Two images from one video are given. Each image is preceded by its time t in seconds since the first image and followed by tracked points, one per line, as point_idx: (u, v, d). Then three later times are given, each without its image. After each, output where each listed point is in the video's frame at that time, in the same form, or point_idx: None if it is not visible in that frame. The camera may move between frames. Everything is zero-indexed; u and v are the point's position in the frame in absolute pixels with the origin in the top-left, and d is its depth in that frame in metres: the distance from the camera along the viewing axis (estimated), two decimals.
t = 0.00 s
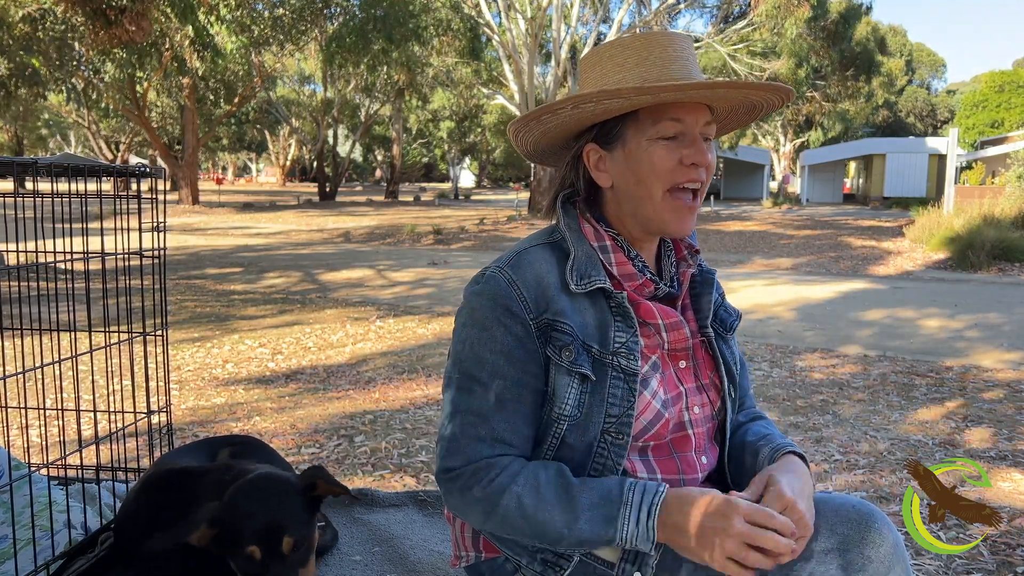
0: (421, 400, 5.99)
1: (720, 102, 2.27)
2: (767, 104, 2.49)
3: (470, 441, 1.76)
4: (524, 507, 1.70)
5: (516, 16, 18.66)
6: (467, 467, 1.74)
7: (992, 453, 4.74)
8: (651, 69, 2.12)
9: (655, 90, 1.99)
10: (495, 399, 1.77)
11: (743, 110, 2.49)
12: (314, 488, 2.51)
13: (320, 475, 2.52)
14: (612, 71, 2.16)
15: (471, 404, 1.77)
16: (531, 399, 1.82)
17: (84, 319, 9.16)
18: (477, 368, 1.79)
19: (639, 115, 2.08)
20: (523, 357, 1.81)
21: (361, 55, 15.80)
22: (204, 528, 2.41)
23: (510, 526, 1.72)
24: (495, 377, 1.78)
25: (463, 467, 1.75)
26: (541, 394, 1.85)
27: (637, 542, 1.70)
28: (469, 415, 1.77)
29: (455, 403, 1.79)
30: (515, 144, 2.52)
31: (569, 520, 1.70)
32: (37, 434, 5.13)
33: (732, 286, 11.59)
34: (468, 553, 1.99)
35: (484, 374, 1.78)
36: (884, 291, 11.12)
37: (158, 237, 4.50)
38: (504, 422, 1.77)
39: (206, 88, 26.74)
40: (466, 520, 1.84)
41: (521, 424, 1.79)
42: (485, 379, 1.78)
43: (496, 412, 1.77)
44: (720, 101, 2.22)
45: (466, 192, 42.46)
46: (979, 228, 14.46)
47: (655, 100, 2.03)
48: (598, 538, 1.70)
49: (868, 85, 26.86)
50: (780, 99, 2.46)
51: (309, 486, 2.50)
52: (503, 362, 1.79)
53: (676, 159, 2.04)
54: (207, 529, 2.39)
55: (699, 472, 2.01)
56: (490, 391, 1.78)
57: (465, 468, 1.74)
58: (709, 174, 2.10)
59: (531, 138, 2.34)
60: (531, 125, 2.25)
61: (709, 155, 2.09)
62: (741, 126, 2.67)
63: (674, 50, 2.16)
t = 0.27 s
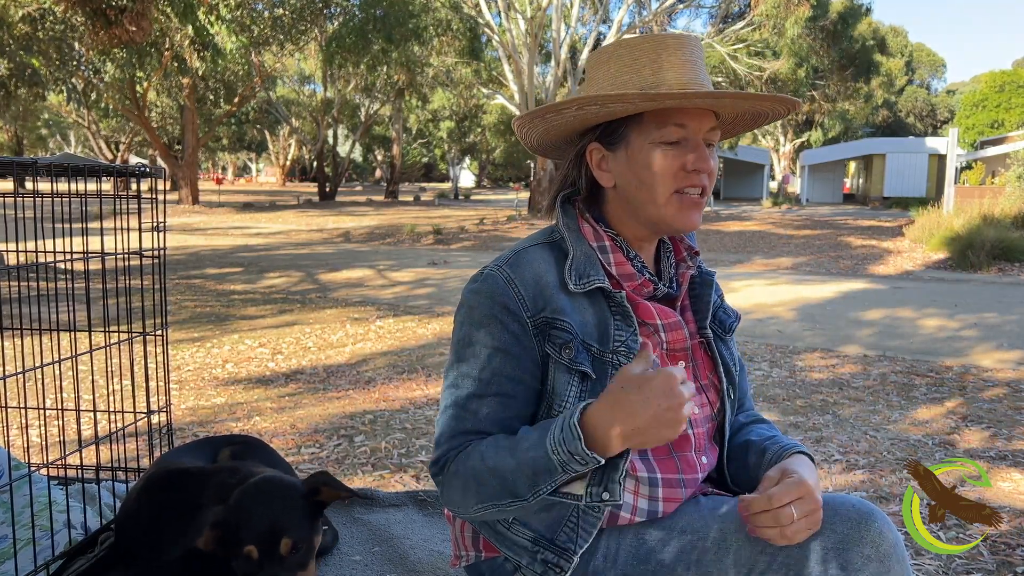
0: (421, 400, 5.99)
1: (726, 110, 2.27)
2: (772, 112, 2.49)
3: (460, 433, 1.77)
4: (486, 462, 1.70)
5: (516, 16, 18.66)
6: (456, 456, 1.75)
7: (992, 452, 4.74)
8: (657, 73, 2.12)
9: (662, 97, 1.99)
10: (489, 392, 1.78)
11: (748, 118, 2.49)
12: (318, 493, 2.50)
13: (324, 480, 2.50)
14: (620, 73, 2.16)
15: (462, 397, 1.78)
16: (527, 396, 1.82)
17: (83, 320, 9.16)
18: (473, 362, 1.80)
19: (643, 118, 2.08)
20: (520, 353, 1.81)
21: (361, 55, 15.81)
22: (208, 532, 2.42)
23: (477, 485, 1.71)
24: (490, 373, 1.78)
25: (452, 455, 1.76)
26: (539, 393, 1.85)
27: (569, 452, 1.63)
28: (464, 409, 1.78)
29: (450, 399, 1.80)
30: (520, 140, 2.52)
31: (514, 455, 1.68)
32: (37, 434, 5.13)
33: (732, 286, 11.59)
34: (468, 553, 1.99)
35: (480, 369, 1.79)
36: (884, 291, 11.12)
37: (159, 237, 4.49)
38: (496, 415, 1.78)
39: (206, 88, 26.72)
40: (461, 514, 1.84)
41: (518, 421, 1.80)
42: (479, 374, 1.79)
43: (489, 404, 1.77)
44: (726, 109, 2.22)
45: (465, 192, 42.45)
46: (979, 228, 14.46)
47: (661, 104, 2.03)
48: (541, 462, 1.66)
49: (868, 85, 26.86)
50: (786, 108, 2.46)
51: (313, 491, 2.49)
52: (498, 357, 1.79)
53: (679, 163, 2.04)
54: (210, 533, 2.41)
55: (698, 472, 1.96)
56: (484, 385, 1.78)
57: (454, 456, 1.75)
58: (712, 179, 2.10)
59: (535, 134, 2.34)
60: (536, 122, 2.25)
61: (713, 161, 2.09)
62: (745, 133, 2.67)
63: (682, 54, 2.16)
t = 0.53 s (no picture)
0: (421, 400, 5.98)
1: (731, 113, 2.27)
2: (777, 117, 2.49)
3: (460, 434, 1.77)
4: (480, 456, 1.70)
5: (516, 16, 18.66)
6: (451, 456, 1.75)
7: (992, 452, 4.74)
8: (661, 75, 2.12)
9: (665, 100, 1.99)
10: (486, 394, 1.78)
11: (753, 122, 2.49)
12: (321, 490, 2.52)
13: (327, 478, 2.53)
14: (624, 74, 2.16)
15: (463, 397, 1.78)
16: (526, 397, 1.82)
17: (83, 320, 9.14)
18: (471, 362, 1.80)
19: (646, 120, 2.08)
20: (517, 355, 1.82)
21: (360, 55, 15.81)
22: (211, 526, 2.37)
23: (469, 481, 1.71)
24: (487, 373, 1.79)
25: (448, 456, 1.76)
26: (536, 393, 1.86)
27: (547, 434, 1.62)
28: (460, 410, 1.78)
29: (446, 401, 1.81)
30: (523, 138, 2.52)
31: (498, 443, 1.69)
32: (36, 434, 5.12)
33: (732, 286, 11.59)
34: (467, 553, 1.99)
35: (477, 370, 1.79)
36: (884, 291, 11.11)
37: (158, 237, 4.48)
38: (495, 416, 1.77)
39: (206, 87, 26.69)
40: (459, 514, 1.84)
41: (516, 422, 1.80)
42: (477, 375, 1.79)
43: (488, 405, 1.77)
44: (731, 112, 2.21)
45: (465, 192, 42.43)
46: (979, 228, 14.46)
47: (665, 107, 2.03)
48: (522, 448, 1.65)
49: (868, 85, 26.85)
50: (791, 115, 2.46)
51: (316, 488, 2.52)
52: (496, 359, 1.80)
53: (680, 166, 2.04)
54: (212, 528, 2.36)
55: (698, 473, 1.96)
56: (483, 387, 1.78)
57: (449, 458, 1.76)
58: (713, 182, 2.09)
59: (538, 132, 2.34)
60: (539, 121, 2.25)
61: (715, 163, 2.08)
62: (750, 136, 2.66)
63: (687, 57, 2.16)
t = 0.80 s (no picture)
0: (421, 400, 5.98)
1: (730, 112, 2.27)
2: (776, 116, 2.49)
3: (465, 440, 1.77)
4: (493, 491, 1.70)
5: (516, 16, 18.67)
6: (457, 464, 1.76)
7: (992, 452, 4.73)
8: (661, 74, 2.12)
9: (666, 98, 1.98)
10: (491, 400, 1.78)
11: (752, 121, 2.49)
12: (316, 493, 2.51)
13: (320, 479, 2.52)
14: (624, 73, 2.16)
15: (469, 404, 1.78)
16: (530, 400, 1.82)
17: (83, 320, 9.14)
18: (475, 366, 1.80)
19: (646, 119, 2.08)
20: (522, 359, 1.82)
21: (360, 54, 15.81)
22: (208, 533, 2.41)
23: (482, 504, 1.72)
24: (492, 379, 1.79)
25: (453, 464, 1.77)
26: (539, 396, 1.86)
27: (589, 520, 1.64)
28: (464, 415, 1.78)
29: (449, 407, 1.81)
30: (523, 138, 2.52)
31: (532, 501, 1.68)
32: (36, 434, 5.12)
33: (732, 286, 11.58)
34: (467, 554, 1.99)
35: (481, 375, 1.79)
36: (884, 291, 11.11)
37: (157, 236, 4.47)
38: (501, 422, 1.77)
39: (206, 87, 26.67)
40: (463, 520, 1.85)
41: (519, 426, 1.80)
42: (482, 380, 1.79)
43: (492, 412, 1.77)
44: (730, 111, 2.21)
45: (465, 192, 42.42)
46: (979, 228, 14.46)
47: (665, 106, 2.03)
48: (557, 518, 1.66)
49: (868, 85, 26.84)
50: (791, 112, 2.46)
51: (309, 490, 2.51)
52: (499, 363, 1.80)
53: (681, 167, 2.04)
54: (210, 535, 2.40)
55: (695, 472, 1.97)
56: (487, 392, 1.78)
57: (455, 466, 1.76)
58: (713, 182, 2.09)
59: (539, 132, 2.34)
60: (539, 121, 2.25)
61: (714, 163, 2.09)
62: (749, 135, 2.66)
63: (687, 55, 2.15)
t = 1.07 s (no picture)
0: (421, 400, 5.98)
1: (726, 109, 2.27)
2: (771, 114, 2.49)
3: (468, 439, 1.77)
4: (504, 489, 1.70)
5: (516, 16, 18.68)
6: (459, 464, 1.75)
7: (992, 452, 4.73)
8: (658, 71, 2.12)
9: (662, 94, 1.98)
10: (493, 401, 1.78)
11: (748, 119, 2.50)
12: (313, 488, 2.50)
13: (318, 475, 2.50)
14: (620, 71, 2.16)
15: (470, 403, 1.78)
16: (530, 400, 1.82)
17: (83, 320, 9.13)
18: (474, 366, 1.80)
19: (642, 117, 2.08)
20: (522, 360, 1.82)
21: (360, 54, 15.81)
22: (207, 531, 2.43)
23: (487, 502, 1.72)
24: (494, 379, 1.79)
25: (455, 464, 1.76)
26: (540, 396, 1.85)
27: (606, 509, 1.66)
28: (464, 414, 1.78)
29: (450, 407, 1.80)
30: (521, 137, 2.52)
31: (546, 496, 1.69)
32: (37, 433, 5.12)
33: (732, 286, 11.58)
34: (468, 553, 1.99)
35: (480, 375, 1.79)
36: (884, 291, 11.11)
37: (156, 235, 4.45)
38: (503, 422, 1.77)
39: (206, 87, 26.65)
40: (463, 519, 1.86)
41: (520, 425, 1.80)
42: (483, 380, 1.79)
43: (494, 412, 1.77)
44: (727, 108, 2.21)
45: (465, 192, 42.43)
46: (979, 228, 14.47)
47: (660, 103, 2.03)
48: (574, 511, 1.68)
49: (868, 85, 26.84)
50: (788, 109, 2.46)
51: (306, 488, 2.50)
52: (500, 364, 1.79)
53: (678, 164, 2.05)
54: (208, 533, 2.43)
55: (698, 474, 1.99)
56: (489, 392, 1.78)
57: (457, 465, 1.76)
58: (710, 177, 2.10)
59: (537, 131, 2.34)
60: (537, 118, 2.25)
61: (711, 159, 2.09)
62: (746, 133, 2.66)
63: (683, 51, 2.15)
